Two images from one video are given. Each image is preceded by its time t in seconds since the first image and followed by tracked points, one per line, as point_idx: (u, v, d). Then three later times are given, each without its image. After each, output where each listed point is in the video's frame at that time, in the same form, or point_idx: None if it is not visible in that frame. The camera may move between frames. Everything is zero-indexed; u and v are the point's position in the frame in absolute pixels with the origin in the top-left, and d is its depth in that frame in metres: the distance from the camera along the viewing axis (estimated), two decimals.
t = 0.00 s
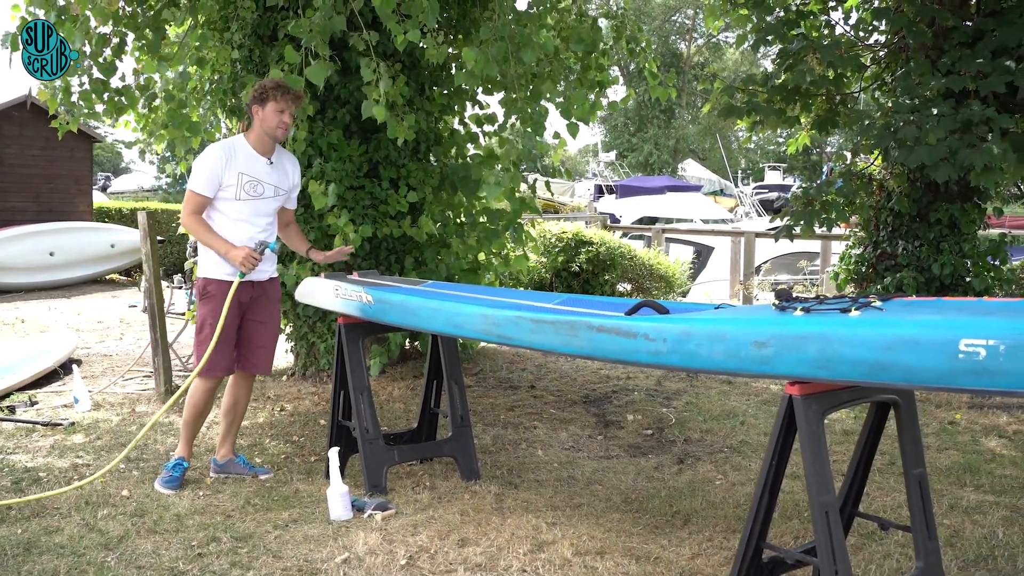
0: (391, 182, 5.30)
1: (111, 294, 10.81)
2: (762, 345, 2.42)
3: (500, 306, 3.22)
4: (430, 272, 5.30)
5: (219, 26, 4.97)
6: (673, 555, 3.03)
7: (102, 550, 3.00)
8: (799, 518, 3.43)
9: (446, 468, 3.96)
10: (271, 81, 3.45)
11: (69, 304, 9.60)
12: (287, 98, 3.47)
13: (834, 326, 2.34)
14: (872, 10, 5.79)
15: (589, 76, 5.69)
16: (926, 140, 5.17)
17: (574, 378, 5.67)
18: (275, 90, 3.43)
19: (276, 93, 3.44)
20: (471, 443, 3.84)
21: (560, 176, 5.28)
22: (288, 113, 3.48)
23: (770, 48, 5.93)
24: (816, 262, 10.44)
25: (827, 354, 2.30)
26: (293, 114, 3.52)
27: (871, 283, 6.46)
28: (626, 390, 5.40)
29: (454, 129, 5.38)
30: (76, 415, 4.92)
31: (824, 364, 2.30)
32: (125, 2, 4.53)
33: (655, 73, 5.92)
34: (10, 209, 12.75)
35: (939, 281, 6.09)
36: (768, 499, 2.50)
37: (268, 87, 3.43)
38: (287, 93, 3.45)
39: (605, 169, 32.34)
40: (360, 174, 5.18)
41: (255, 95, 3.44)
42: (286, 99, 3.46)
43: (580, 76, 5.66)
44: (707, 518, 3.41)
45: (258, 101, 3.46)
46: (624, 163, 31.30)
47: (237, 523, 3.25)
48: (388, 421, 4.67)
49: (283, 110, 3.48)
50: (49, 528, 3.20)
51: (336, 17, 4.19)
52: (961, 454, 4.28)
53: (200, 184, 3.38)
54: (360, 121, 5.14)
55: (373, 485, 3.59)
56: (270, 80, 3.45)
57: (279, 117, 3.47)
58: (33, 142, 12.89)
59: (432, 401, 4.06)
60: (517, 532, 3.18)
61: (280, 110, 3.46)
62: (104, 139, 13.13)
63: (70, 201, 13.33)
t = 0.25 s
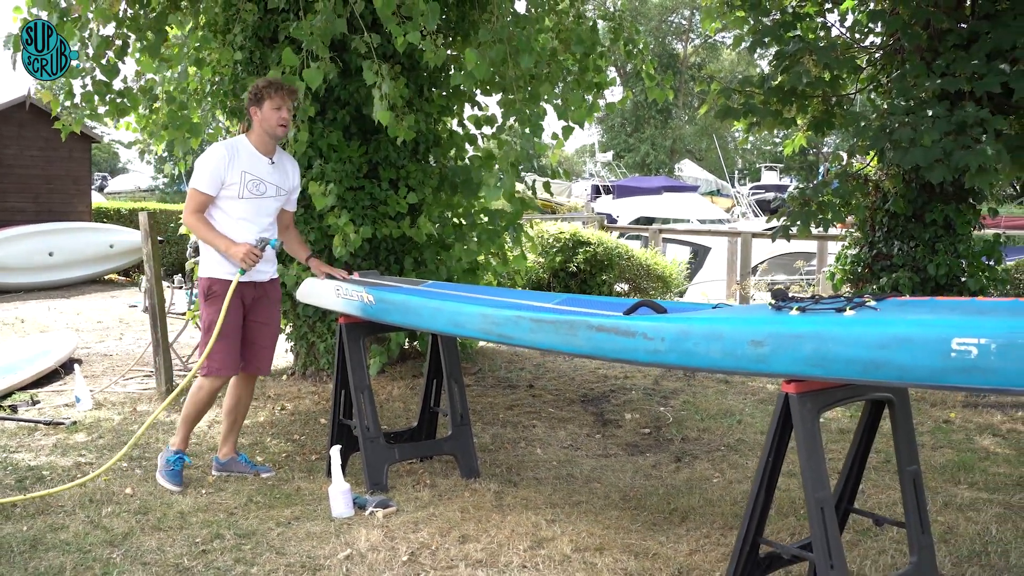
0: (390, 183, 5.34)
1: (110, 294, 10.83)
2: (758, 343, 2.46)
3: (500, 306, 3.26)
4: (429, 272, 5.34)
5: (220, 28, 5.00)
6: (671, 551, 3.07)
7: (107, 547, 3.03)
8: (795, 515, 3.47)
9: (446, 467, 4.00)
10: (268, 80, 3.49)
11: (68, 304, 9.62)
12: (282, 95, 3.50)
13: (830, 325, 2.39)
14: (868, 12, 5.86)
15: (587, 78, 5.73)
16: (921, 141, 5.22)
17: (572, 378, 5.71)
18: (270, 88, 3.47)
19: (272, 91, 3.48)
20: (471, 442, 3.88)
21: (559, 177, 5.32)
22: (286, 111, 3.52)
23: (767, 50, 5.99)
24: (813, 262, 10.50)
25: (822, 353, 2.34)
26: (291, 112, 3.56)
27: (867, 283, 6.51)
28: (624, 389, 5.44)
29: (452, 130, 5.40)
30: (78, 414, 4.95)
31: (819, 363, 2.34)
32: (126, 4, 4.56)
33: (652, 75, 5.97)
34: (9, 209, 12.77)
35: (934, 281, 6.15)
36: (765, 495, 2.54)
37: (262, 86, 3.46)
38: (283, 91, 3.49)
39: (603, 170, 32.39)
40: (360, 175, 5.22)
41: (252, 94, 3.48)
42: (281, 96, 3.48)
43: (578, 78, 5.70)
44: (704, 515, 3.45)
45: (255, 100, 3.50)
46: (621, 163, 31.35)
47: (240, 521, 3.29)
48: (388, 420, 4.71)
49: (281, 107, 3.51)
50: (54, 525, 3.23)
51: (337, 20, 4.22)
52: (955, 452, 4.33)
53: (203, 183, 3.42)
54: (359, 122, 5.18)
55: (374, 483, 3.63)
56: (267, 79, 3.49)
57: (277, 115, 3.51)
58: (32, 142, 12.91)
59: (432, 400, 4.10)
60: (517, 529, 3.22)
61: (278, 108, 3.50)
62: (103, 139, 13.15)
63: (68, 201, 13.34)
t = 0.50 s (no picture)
0: (391, 184, 5.38)
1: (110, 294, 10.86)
2: (756, 342, 2.50)
3: (501, 306, 3.30)
4: (429, 272, 5.38)
5: (221, 30, 5.04)
6: (670, 548, 3.11)
7: (113, 544, 3.07)
8: (792, 512, 3.52)
9: (447, 465, 4.04)
10: (254, 79, 3.55)
11: (69, 304, 9.64)
12: (269, 92, 3.57)
13: (826, 324, 2.43)
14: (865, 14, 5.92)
15: (586, 79, 5.77)
16: (917, 142, 5.27)
17: (572, 377, 5.75)
18: (255, 87, 3.54)
19: (258, 89, 3.55)
20: (472, 440, 3.92)
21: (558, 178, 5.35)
22: (276, 108, 3.58)
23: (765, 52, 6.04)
24: (811, 262, 10.54)
25: (819, 351, 2.38)
26: (280, 108, 3.63)
27: (864, 283, 6.56)
28: (623, 388, 5.49)
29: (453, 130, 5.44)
30: (81, 413, 4.98)
31: (816, 361, 2.38)
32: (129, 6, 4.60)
33: (650, 77, 6.01)
34: (10, 210, 12.80)
35: (930, 281, 6.19)
36: (763, 491, 2.58)
37: (249, 85, 3.53)
38: (270, 88, 3.56)
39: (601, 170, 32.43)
40: (360, 176, 5.26)
41: (240, 95, 3.55)
42: (268, 93, 3.56)
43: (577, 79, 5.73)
44: (703, 513, 3.49)
45: (244, 101, 3.57)
46: (619, 163, 31.40)
47: (244, 518, 3.32)
48: (389, 419, 4.75)
49: (270, 104, 3.57)
50: (60, 522, 3.27)
51: (337, 23, 4.27)
52: (951, 451, 4.37)
53: (201, 184, 3.44)
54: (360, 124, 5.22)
55: (376, 482, 3.66)
56: (253, 78, 3.56)
57: (267, 113, 3.58)
58: (32, 143, 12.93)
59: (433, 399, 4.14)
60: (518, 526, 3.26)
61: (268, 105, 3.57)
62: (102, 140, 13.18)
63: (68, 202, 13.37)
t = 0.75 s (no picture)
0: (389, 183, 5.40)
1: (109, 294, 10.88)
2: (749, 339, 2.53)
3: (498, 304, 3.33)
4: (427, 271, 5.41)
5: (220, 31, 5.06)
6: (665, 544, 3.14)
7: (114, 541, 3.10)
8: (787, 508, 3.55)
9: (445, 462, 4.07)
10: (225, 78, 3.46)
11: (68, 304, 9.67)
12: (242, 90, 3.48)
13: (819, 321, 2.46)
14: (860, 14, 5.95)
15: (583, 79, 5.80)
16: (913, 141, 5.30)
17: (569, 375, 5.78)
18: (226, 85, 3.44)
19: (229, 87, 3.45)
20: (469, 438, 3.94)
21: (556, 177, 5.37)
22: (250, 104, 3.50)
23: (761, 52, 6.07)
24: (808, 261, 10.58)
25: (811, 348, 2.41)
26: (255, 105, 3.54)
27: (860, 281, 6.59)
28: (620, 387, 5.52)
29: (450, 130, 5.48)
30: (81, 412, 5.01)
31: (808, 357, 2.41)
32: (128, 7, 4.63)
33: (647, 77, 6.04)
34: (9, 210, 12.83)
35: (926, 279, 6.23)
36: (757, 486, 2.61)
37: (220, 85, 3.44)
38: (241, 85, 3.46)
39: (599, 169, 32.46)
40: (359, 175, 5.29)
41: (212, 95, 3.46)
42: (241, 91, 3.46)
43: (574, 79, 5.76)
44: (698, 509, 3.52)
45: (217, 101, 3.48)
46: (617, 163, 31.42)
47: (243, 515, 3.35)
48: (388, 418, 4.77)
49: (244, 102, 3.49)
50: (61, 519, 3.30)
51: (333, 23, 4.30)
52: (945, 448, 4.41)
53: (181, 189, 3.39)
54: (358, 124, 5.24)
55: (374, 479, 3.69)
56: (224, 76, 3.47)
57: (243, 111, 3.50)
58: (30, 143, 12.94)
59: (431, 396, 4.16)
60: (515, 522, 3.29)
61: (242, 104, 3.48)
62: (101, 140, 13.20)
63: (67, 201, 13.40)
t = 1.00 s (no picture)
0: (385, 182, 5.42)
1: (107, 293, 10.89)
2: (738, 337, 2.56)
3: (491, 302, 3.36)
4: (423, 270, 5.44)
5: (216, 31, 5.08)
6: (657, 540, 3.17)
7: (110, 537, 3.12)
8: (779, 504, 3.58)
9: (440, 460, 4.09)
10: (191, 74, 3.35)
11: (65, 303, 9.68)
12: (206, 84, 3.35)
13: (807, 318, 2.49)
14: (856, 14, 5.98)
15: (578, 79, 5.83)
16: (906, 140, 5.33)
17: (564, 373, 5.81)
18: (190, 82, 3.33)
19: (194, 84, 3.34)
20: (464, 435, 3.97)
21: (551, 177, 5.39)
22: (217, 99, 3.37)
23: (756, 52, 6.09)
24: (804, 260, 10.61)
25: (800, 345, 2.44)
26: (223, 98, 3.41)
27: (854, 280, 6.62)
28: (615, 385, 5.55)
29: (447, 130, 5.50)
30: (78, 410, 5.04)
31: (797, 354, 2.44)
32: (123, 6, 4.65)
33: (642, 76, 6.06)
34: (6, 209, 12.83)
35: (919, 278, 6.26)
36: (746, 482, 2.64)
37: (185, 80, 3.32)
38: (206, 80, 3.35)
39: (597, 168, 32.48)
40: (354, 174, 5.31)
41: (178, 92, 3.36)
42: (206, 86, 3.35)
43: (570, 78, 5.79)
44: (691, 505, 3.55)
45: (183, 97, 3.37)
46: (615, 161, 31.44)
47: (239, 511, 3.38)
48: (383, 415, 4.80)
49: (210, 97, 3.36)
50: (58, 516, 3.32)
51: (328, 24, 4.33)
52: (937, 445, 4.45)
53: (149, 189, 3.31)
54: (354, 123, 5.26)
55: (369, 476, 3.72)
56: (188, 72, 3.35)
57: (210, 106, 3.37)
58: (28, 142, 12.94)
59: (426, 394, 4.19)
60: (508, 519, 3.32)
61: (209, 100, 3.36)
62: (99, 139, 13.20)
63: (64, 200, 13.41)
